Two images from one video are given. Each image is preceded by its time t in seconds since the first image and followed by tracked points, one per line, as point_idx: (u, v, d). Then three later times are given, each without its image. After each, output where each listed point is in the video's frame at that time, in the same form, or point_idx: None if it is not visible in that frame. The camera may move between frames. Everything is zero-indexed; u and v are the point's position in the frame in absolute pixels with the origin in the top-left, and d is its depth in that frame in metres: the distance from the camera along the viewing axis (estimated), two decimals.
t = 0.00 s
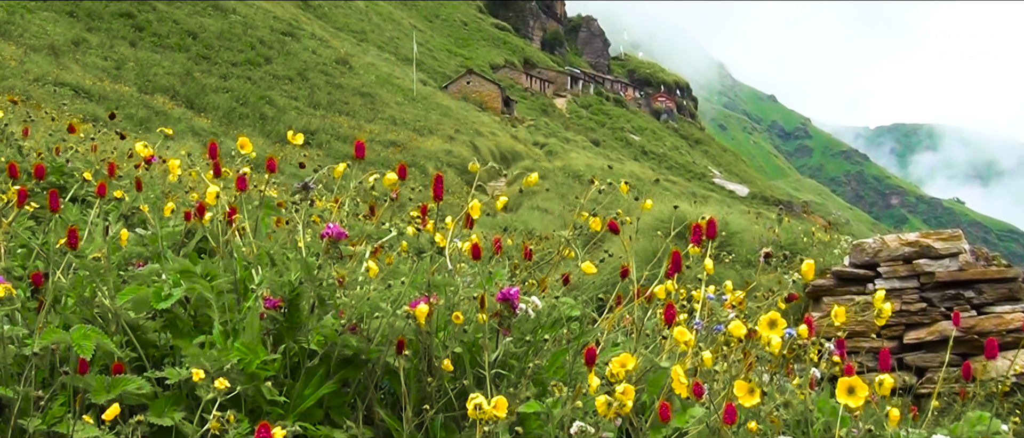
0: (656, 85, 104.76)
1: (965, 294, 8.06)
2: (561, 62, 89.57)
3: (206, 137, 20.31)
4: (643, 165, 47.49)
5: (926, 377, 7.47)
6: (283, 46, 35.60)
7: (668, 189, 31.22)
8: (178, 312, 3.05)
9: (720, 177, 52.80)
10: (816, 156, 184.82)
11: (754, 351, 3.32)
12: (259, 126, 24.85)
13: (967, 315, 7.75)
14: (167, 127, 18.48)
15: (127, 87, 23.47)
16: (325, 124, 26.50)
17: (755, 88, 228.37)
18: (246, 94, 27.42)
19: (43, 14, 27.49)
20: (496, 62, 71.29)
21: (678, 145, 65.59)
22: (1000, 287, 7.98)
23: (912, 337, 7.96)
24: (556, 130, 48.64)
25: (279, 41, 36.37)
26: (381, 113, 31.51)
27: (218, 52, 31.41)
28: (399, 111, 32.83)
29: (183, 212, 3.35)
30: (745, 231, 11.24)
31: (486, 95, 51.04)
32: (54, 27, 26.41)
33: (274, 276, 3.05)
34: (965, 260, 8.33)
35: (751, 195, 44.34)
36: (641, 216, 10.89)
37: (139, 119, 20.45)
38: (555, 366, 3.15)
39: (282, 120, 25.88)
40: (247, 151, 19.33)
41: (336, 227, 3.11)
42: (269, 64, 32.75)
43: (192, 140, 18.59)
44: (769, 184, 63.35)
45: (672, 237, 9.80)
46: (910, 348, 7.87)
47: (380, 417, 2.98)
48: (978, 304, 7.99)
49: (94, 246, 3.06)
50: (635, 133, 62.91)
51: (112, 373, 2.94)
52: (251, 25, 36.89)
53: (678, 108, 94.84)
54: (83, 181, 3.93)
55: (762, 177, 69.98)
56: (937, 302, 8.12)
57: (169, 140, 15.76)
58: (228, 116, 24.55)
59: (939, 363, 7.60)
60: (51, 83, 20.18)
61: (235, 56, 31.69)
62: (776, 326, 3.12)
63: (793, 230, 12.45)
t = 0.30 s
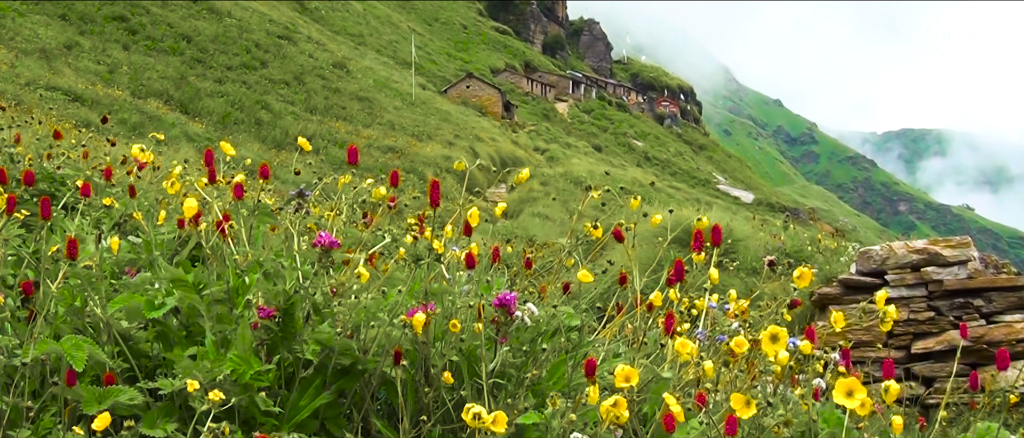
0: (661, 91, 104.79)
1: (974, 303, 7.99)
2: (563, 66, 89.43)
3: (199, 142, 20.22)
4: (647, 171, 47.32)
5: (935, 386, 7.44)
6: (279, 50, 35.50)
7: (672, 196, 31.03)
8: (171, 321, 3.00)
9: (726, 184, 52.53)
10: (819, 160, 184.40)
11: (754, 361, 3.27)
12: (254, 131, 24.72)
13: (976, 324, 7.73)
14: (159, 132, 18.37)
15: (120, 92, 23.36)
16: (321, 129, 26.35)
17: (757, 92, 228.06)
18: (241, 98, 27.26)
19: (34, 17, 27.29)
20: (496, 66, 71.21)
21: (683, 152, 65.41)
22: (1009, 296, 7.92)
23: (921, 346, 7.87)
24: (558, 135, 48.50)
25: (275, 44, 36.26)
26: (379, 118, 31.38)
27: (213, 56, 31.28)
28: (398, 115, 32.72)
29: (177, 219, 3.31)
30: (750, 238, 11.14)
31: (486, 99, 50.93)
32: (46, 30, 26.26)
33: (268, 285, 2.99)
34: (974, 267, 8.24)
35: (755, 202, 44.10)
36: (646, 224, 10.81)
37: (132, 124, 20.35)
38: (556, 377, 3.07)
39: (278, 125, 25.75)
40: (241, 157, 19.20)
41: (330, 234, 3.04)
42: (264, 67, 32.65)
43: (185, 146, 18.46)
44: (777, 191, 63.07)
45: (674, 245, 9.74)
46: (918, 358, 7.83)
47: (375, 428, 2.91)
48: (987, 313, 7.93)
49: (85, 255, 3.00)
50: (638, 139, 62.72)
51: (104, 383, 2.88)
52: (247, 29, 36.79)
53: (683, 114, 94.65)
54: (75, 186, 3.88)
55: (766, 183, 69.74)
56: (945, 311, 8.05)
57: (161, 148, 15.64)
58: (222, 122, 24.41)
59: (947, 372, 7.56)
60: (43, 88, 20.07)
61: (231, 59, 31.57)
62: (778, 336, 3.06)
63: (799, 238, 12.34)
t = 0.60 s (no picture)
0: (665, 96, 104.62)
1: (985, 312, 7.85)
2: (564, 71, 89.36)
3: (192, 148, 20.11)
4: (652, 178, 47.12)
5: (946, 398, 7.38)
6: (275, 55, 35.44)
7: (676, 203, 30.85)
8: (164, 332, 2.93)
9: (731, 190, 52.30)
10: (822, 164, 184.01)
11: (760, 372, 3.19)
12: (249, 136, 24.60)
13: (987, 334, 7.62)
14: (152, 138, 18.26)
15: (113, 97, 23.26)
16: (317, 135, 26.25)
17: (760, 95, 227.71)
18: (237, 103, 27.15)
19: (26, 21, 27.10)
20: (496, 72, 71.16)
21: (688, 158, 65.18)
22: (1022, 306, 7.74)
23: (930, 356, 7.80)
24: (560, 141, 48.36)
25: (271, 48, 36.19)
26: (377, 123, 31.22)
27: (208, 61, 31.21)
28: (397, 121, 32.62)
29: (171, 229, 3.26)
30: (755, 246, 11.04)
31: (486, 104, 50.83)
32: (36, 33, 26.06)
33: (264, 295, 2.92)
34: (985, 276, 8.07)
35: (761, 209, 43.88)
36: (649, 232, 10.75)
37: (125, 129, 20.25)
38: (558, 389, 2.99)
39: (273, 131, 25.64)
40: (236, 163, 19.08)
41: (329, 244, 2.97)
42: (260, 72, 32.59)
43: (179, 151, 18.37)
44: (784, 198, 62.78)
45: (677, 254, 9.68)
46: (928, 368, 7.74)
47: None
48: (998, 322, 7.78)
49: (74, 263, 2.94)
50: (641, 144, 62.48)
51: (95, 395, 2.81)
52: (242, 32, 36.67)
53: (687, 120, 94.50)
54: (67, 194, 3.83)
55: (771, 189, 69.44)
56: (956, 320, 7.93)
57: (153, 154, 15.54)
58: (217, 127, 24.28)
59: (958, 383, 7.49)
60: (34, 92, 19.97)
61: (226, 64, 31.49)
62: (787, 347, 2.99)
63: (806, 245, 12.24)
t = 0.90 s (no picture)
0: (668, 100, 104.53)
1: (994, 321, 7.78)
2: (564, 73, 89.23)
3: (185, 154, 19.97)
4: (655, 184, 46.96)
5: (955, 409, 7.27)
6: (270, 57, 35.34)
7: (679, 210, 30.66)
8: (154, 341, 2.86)
9: (736, 196, 52.12)
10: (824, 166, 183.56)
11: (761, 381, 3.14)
12: (243, 141, 24.44)
13: (997, 346, 7.51)
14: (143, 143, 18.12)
15: (104, 100, 23.10)
16: (313, 141, 26.14)
17: (762, 96, 227.11)
18: (230, 107, 27.05)
19: (15, 23, 26.85)
20: (496, 74, 71.05)
21: (692, 163, 64.99)
22: None
23: (938, 366, 7.71)
24: (561, 145, 48.20)
25: (265, 51, 36.11)
26: (373, 128, 31.08)
27: (202, 64, 31.12)
28: (394, 125, 32.49)
29: (161, 236, 3.21)
30: (760, 253, 10.96)
31: (485, 107, 50.68)
32: (26, 36, 25.87)
33: (257, 302, 2.86)
34: (994, 284, 8.02)
35: (766, 216, 43.64)
36: (652, 238, 10.69)
37: (115, 134, 20.12)
38: (556, 398, 2.92)
39: (267, 135, 25.51)
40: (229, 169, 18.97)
41: (320, 250, 2.88)
42: (254, 75, 32.52)
43: (170, 158, 18.26)
44: (789, 204, 62.57)
45: (679, 261, 9.62)
46: (936, 378, 7.66)
47: None
48: (1007, 332, 7.72)
49: (62, 273, 2.88)
50: (644, 149, 62.22)
51: (85, 406, 2.74)
52: (236, 34, 36.53)
53: (691, 124, 94.30)
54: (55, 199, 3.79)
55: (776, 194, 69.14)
56: (964, 329, 7.86)
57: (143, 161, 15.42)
58: (209, 132, 24.12)
59: (967, 394, 7.40)
60: (22, 97, 19.84)
61: (219, 67, 31.40)
62: (788, 355, 2.93)
63: (813, 252, 12.14)
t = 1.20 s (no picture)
0: (669, 104, 104.37)
1: (1004, 329, 7.77)
2: (564, 77, 89.07)
3: (176, 160, 19.82)
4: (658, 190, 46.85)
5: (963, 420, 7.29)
6: (263, 61, 35.25)
7: (682, 216, 30.53)
8: (144, 352, 2.79)
9: (740, 202, 51.95)
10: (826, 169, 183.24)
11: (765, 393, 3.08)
12: (236, 147, 24.27)
13: (1006, 356, 7.52)
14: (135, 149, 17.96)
15: (94, 105, 22.90)
16: (308, 146, 26.02)
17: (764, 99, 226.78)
18: (223, 112, 26.89)
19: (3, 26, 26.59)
20: (495, 78, 70.89)
21: (695, 168, 64.86)
22: None
23: (947, 375, 7.73)
24: (561, 150, 48.02)
25: (258, 54, 35.98)
26: (370, 133, 30.94)
27: (194, 67, 30.94)
28: (391, 130, 32.37)
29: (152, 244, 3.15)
30: (764, 261, 10.90)
31: (483, 111, 50.54)
32: (15, 39, 25.67)
33: (249, 313, 2.80)
34: (1004, 292, 7.93)
35: (771, 222, 43.45)
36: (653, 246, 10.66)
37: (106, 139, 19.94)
38: (555, 411, 2.86)
39: (260, 141, 25.34)
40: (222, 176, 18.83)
41: (315, 259, 2.82)
42: (247, 79, 32.38)
43: (162, 164, 18.10)
44: (793, 209, 62.41)
45: (683, 268, 9.55)
46: (945, 388, 7.67)
47: None
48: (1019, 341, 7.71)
49: (51, 283, 2.82)
50: (646, 154, 61.99)
51: (72, 418, 2.67)
52: (229, 38, 36.38)
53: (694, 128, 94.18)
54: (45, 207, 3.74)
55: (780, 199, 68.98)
56: (974, 338, 7.84)
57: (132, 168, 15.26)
58: (202, 137, 23.94)
59: (975, 403, 7.42)
60: (11, 101, 19.66)
61: (211, 71, 31.24)
62: (793, 365, 2.86)
63: (818, 260, 12.05)
